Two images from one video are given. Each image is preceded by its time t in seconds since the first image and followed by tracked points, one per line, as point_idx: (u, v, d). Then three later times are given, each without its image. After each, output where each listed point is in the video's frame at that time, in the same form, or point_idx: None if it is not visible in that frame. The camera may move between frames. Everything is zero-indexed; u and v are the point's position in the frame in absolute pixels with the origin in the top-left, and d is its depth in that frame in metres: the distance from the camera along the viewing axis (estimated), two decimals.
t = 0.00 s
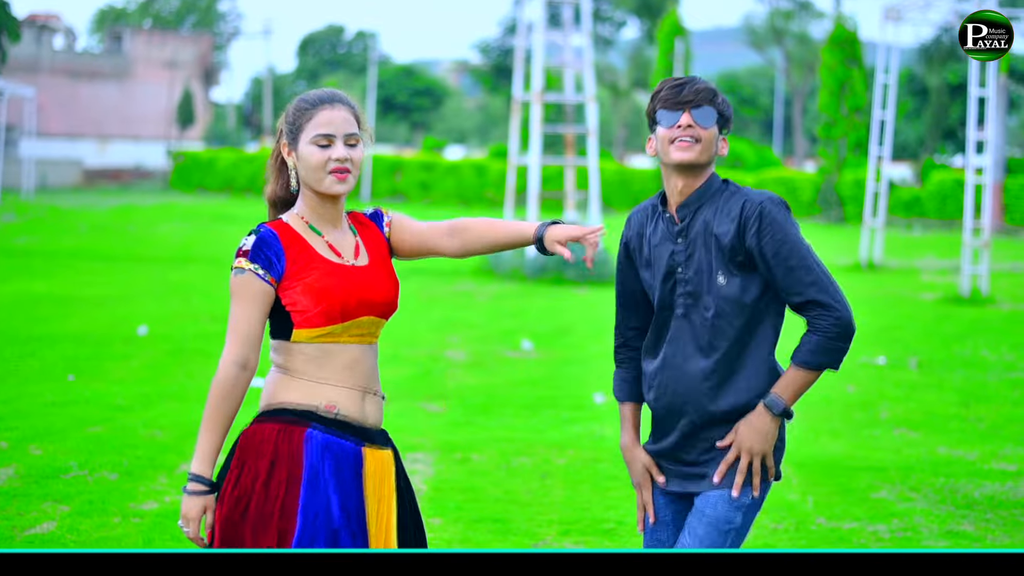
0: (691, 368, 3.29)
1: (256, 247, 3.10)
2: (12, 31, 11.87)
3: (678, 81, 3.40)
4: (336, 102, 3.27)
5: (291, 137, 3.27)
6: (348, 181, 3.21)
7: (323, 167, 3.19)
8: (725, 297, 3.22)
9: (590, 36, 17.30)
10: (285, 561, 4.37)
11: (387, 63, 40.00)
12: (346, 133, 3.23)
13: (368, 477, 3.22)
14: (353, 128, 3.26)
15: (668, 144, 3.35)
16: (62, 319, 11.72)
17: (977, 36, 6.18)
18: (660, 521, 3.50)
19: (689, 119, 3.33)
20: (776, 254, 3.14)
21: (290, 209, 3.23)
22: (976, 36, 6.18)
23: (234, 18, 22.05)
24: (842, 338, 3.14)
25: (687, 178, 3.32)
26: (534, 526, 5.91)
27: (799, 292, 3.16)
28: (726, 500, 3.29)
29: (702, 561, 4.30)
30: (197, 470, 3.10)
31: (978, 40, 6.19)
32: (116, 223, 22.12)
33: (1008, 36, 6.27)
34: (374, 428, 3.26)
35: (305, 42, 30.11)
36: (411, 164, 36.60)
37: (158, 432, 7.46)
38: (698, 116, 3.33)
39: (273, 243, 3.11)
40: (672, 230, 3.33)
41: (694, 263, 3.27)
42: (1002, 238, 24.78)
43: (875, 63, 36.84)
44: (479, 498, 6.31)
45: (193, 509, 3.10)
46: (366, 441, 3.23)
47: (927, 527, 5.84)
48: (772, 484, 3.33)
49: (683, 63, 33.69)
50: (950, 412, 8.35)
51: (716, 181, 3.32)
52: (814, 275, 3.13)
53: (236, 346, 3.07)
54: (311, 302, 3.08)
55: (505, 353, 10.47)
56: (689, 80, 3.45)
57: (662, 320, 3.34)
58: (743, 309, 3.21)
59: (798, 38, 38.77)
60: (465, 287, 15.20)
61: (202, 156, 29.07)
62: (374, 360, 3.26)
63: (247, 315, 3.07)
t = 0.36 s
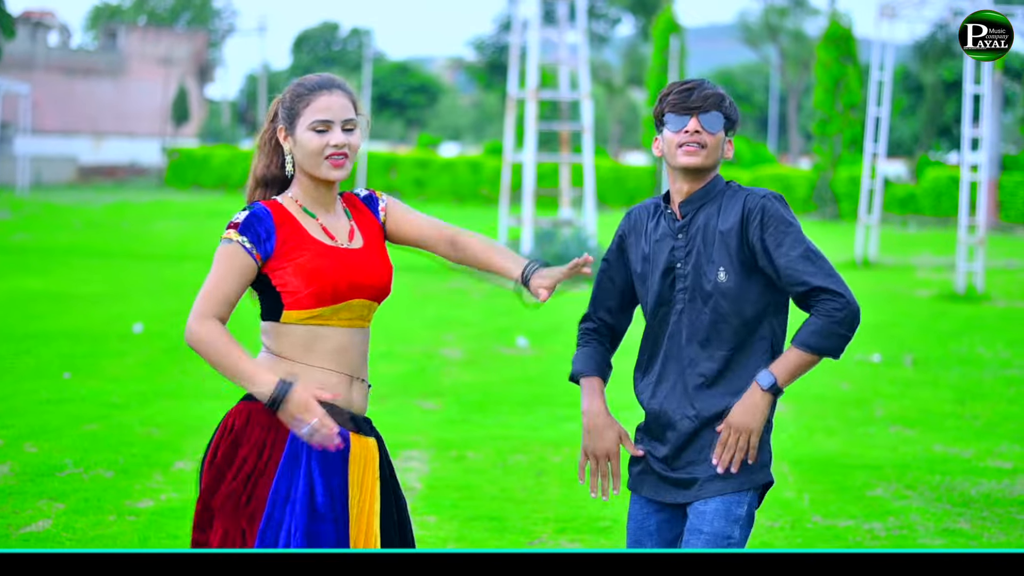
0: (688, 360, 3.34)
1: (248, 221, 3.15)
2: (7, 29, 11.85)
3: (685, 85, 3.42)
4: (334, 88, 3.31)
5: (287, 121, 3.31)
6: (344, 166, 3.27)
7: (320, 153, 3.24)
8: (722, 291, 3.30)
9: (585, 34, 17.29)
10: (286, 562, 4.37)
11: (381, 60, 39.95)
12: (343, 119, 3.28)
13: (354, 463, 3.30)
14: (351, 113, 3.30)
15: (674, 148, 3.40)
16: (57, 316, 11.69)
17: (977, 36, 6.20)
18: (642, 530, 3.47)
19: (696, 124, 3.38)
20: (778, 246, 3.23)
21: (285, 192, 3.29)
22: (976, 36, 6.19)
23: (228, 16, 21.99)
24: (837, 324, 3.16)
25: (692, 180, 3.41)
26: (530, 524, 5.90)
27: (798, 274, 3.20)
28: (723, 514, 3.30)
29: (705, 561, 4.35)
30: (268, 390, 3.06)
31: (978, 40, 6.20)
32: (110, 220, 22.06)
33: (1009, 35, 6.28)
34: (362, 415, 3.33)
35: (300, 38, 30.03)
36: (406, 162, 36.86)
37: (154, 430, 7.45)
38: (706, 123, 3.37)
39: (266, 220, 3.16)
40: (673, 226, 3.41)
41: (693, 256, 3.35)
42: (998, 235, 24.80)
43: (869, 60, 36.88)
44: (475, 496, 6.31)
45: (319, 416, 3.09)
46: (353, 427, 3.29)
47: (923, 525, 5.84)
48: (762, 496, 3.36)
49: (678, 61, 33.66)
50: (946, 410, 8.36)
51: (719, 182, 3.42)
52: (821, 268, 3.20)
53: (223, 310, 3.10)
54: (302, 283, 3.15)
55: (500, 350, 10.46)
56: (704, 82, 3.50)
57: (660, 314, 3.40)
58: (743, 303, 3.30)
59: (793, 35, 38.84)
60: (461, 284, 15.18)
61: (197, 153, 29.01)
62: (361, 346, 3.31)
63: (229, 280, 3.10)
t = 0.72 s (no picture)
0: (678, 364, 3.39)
1: (276, 234, 3.12)
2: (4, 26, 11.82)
3: (669, 110, 3.46)
4: (315, 101, 3.27)
5: (275, 139, 3.30)
6: (334, 184, 3.25)
7: (307, 170, 3.23)
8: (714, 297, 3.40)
9: (582, 31, 17.28)
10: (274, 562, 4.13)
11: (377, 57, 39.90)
12: (326, 134, 3.26)
13: (355, 465, 3.32)
14: (335, 127, 3.28)
15: (663, 174, 3.47)
16: (53, 313, 11.67)
17: (977, 36, 6.20)
18: (635, 532, 3.49)
19: (683, 154, 3.44)
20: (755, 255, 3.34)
21: (284, 203, 3.28)
22: (976, 36, 6.20)
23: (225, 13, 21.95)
24: (763, 330, 3.27)
25: (681, 197, 3.49)
26: (524, 522, 5.89)
27: (754, 290, 3.31)
28: (714, 514, 3.29)
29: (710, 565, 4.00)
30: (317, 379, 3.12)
31: (978, 40, 6.20)
32: (106, 217, 22.00)
33: (1008, 36, 6.28)
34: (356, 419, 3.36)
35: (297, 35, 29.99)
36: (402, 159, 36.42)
37: (149, 428, 7.44)
38: (691, 151, 3.44)
39: (280, 232, 3.13)
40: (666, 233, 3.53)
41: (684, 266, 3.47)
42: (994, 233, 24.80)
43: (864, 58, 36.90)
44: (469, 494, 6.30)
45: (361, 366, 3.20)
46: (353, 430, 3.33)
47: (918, 523, 5.84)
48: (755, 498, 3.37)
49: (674, 58, 33.65)
50: (941, 408, 8.35)
51: (712, 192, 3.49)
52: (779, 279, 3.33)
53: (241, 319, 3.06)
54: (310, 302, 3.15)
55: (496, 348, 10.44)
56: (688, 88, 3.55)
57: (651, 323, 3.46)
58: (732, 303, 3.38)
59: (790, 33, 38.89)
60: (456, 282, 15.17)
61: (193, 150, 28.94)
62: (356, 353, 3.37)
63: (249, 293, 3.06)
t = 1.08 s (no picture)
0: (680, 368, 3.38)
1: (286, 224, 3.08)
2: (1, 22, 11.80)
3: (672, 113, 3.47)
4: (315, 111, 3.25)
5: (276, 146, 3.26)
6: (334, 192, 3.24)
7: (305, 180, 3.20)
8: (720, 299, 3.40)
9: (579, 29, 17.28)
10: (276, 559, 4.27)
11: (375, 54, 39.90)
12: (325, 144, 3.22)
13: (365, 479, 3.27)
14: (335, 137, 3.25)
15: (666, 176, 3.47)
16: (50, 310, 11.67)
17: (977, 36, 6.21)
18: (628, 531, 3.50)
19: (685, 155, 3.44)
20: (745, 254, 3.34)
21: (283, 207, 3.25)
22: (976, 36, 6.20)
23: (223, 10, 21.93)
24: (751, 331, 3.26)
25: (684, 201, 3.52)
26: (522, 519, 5.90)
27: (742, 289, 3.32)
28: (717, 516, 3.30)
29: (706, 562, 4.18)
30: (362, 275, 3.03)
31: (978, 39, 6.21)
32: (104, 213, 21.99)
33: (1008, 36, 6.28)
34: (363, 426, 3.31)
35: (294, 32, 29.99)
36: (399, 155, 36.48)
37: (146, 424, 7.43)
38: (695, 152, 3.43)
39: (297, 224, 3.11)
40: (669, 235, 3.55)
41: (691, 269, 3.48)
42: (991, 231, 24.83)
43: (862, 56, 36.91)
44: (467, 490, 6.30)
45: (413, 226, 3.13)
46: (360, 440, 3.28)
47: (915, 521, 5.85)
48: (755, 500, 3.38)
49: (672, 56, 33.65)
50: (938, 406, 8.36)
51: (714, 196, 3.52)
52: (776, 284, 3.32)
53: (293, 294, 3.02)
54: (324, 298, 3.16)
55: (492, 345, 10.44)
56: (687, 93, 3.55)
57: (653, 327, 3.45)
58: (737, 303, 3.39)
59: (788, 30, 38.86)
60: (453, 279, 15.18)
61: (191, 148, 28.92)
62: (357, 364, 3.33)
63: (278, 276, 3.02)
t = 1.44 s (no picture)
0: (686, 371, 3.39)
1: (274, 245, 3.10)
2: None
3: (677, 112, 3.50)
4: (331, 129, 3.23)
5: (286, 159, 3.23)
6: (345, 211, 3.24)
7: (320, 200, 3.20)
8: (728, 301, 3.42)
9: (578, 27, 17.28)
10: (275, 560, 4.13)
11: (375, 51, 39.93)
12: (343, 163, 3.23)
13: (370, 490, 3.28)
14: (350, 154, 3.25)
15: (671, 176, 3.50)
16: (49, 307, 11.67)
17: (977, 36, 6.21)
18: (631, 530, 3.51)
19: (691, 154, 3.48)
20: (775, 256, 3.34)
21: (286, 213, 3.24)
22: (976, 36, 6.21)
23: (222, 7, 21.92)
24: (801, 329, 3.25)
25: (690, 204, 3.51)
26: (521, 516, 5.90)
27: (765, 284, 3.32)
28: (723, 515, 3.29)
29: (707, 562, 4.12)
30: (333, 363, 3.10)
31: (978, 40, 6.22)
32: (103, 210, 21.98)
33: (1008, 36, 6.28)
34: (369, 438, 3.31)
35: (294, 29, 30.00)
36: (398, 153, 36.13)
37: (145, 421, 7.43)
38: (701, 151, 3.47)
39: (291, 244, 3.13)
40: (674, 242, 3.54)
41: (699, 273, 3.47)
42: (989, 230, 24.85)
43: (861, 54, 36.95)
44: (465, 488, 6.31)
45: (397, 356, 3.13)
46: (366, 453, 3.28)
47: (913, 519, 5.85)
48: (761, 501, 3.37)
49: (671, 54, 33.71)
50: (937, 404, 8.37)
51: (719, 200, 3.52)
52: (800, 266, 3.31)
53: (261, 328, 3.05)
54: (323, 313, 3.16)
55: (491, 343, 10.44)
56: (695, 95, 3.56)
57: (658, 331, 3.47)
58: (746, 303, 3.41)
59: (786, 29, 38.81)
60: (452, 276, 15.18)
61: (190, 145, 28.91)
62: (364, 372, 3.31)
63: (258, 303, 3.05)
